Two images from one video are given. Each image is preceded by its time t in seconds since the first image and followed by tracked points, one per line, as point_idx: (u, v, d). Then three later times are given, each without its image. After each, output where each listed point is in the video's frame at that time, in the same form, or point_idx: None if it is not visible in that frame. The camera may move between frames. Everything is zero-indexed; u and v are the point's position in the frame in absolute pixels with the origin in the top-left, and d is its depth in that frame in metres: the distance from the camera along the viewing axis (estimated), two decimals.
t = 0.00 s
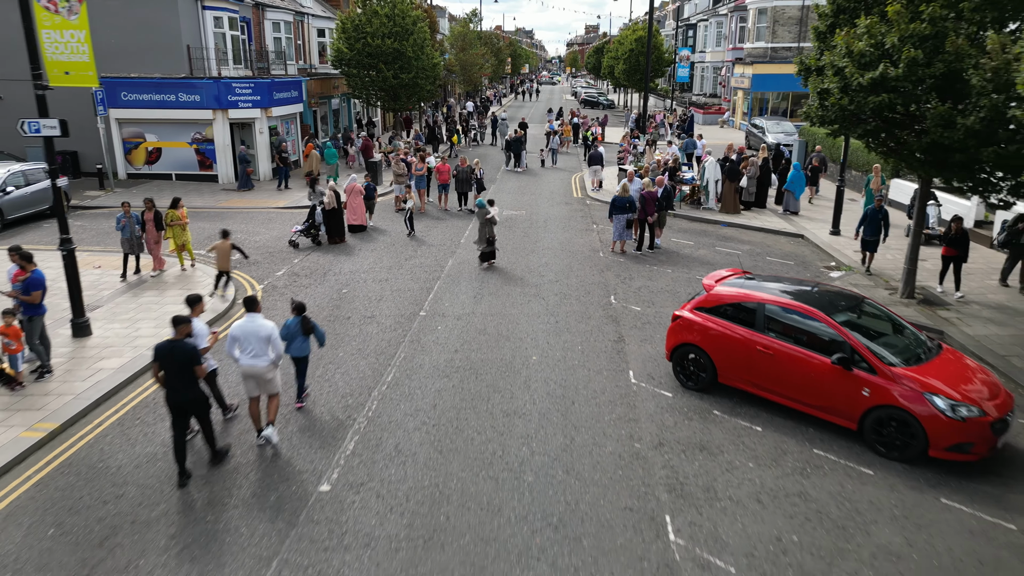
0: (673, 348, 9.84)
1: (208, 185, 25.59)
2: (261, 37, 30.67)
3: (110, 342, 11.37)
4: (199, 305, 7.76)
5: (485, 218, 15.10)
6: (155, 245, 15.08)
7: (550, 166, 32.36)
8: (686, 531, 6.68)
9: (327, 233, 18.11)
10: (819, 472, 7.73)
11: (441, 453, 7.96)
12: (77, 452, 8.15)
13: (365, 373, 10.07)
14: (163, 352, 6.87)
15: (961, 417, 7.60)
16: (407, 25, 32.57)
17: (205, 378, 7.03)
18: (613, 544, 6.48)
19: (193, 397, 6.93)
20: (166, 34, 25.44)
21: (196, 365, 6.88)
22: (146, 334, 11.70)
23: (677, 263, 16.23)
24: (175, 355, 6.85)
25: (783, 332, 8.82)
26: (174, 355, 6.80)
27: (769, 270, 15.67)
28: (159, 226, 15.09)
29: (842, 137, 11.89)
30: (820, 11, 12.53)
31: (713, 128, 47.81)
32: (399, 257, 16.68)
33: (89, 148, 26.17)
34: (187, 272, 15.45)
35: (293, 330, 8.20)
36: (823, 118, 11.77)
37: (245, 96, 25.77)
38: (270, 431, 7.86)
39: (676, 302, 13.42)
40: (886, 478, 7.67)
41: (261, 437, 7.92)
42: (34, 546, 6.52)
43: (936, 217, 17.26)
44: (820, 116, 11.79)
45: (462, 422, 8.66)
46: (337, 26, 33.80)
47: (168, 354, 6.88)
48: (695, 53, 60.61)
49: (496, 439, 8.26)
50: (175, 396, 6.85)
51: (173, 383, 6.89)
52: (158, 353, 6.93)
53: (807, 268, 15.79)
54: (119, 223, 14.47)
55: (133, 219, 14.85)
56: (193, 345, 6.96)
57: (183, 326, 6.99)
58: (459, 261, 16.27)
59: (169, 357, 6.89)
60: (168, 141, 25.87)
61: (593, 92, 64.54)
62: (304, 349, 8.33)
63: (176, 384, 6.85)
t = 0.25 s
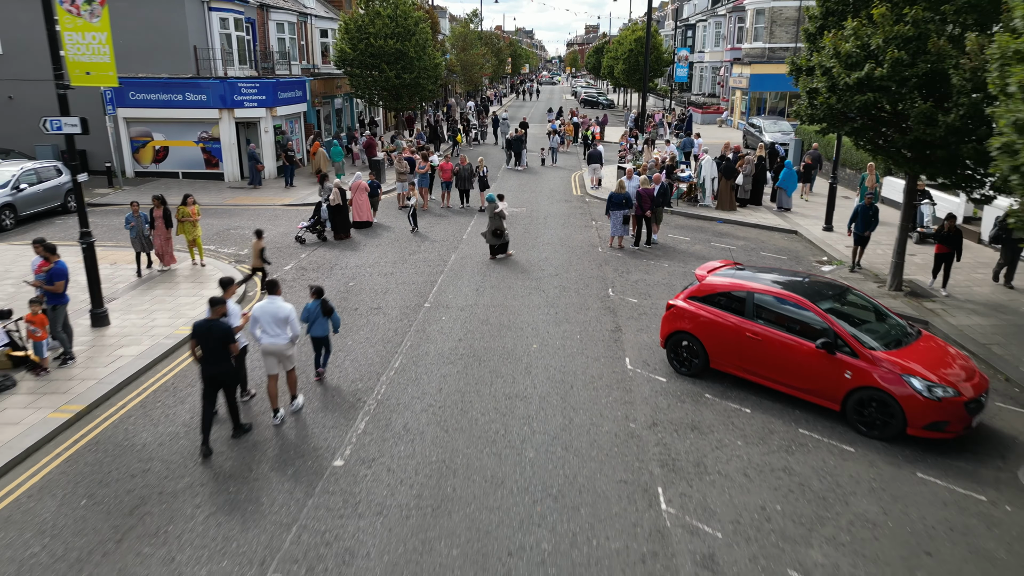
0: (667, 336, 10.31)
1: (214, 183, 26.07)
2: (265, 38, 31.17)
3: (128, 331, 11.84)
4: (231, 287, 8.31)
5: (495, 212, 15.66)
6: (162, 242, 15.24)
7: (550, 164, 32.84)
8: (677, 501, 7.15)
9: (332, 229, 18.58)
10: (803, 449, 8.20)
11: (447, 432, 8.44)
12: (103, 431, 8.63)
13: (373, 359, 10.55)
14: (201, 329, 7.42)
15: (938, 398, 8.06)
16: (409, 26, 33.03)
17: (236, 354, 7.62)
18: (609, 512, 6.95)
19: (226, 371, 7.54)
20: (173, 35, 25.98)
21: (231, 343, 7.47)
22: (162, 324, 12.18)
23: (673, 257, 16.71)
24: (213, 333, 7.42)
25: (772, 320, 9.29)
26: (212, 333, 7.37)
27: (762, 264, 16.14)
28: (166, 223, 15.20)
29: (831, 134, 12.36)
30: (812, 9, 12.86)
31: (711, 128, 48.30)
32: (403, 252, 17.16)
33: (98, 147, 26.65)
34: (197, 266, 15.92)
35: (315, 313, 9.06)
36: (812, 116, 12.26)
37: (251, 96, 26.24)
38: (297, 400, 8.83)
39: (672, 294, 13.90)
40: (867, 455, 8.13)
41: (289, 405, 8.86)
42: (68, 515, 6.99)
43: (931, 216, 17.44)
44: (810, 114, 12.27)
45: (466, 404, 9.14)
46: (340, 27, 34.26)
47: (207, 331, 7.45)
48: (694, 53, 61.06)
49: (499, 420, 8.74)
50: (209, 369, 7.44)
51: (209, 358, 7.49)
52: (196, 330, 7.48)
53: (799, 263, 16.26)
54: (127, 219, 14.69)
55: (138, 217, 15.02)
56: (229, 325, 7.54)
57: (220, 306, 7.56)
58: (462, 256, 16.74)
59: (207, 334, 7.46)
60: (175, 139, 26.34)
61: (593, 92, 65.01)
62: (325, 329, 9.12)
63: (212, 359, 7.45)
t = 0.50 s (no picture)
0: (661, 323, 10.84)
1: (221, 181, 26.61)
2: (270, 38, 31.72)
3: (146, 320, 12.38)
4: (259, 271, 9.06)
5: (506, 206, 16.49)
6: (172, 239, 15.51)
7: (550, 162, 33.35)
8: (667, 472, 7.68)
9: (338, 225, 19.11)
10: (787, 426, 8.74)
11: (453, 410, 8.97)
12: (128, 410, 9.16)
13: (381, 345, 11.08)
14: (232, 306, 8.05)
15: (913, 377, 8.59)
16: (411, 27, 33.58)
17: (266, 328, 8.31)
18: (604, 480, 7.48)
19: (255, 344, 8.20)
20: (181, 35, 26.68)
21: (261, 317, 8.16)
22: (177, 313, 12.72)
23: (669, 251, 17.24)
24: (245, 307, 8.10)
25: (760, 305, 9.82)
26: (244, 309, 8.03)
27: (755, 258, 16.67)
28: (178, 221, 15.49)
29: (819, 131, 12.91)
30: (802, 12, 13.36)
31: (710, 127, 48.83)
32: (407, 247, 17.70)
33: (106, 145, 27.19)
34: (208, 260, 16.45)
35: (337, 294, 9.81)
36: (800, 114, 12.80)
37: (257, 95, 26.69)
38: (314, 376, 9.50)
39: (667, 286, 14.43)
40: (847, 431, 8.66)
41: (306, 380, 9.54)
42: (102, 483, 7.52)
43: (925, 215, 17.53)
44: (798, 112, 12.82)
45: (470, 385, 9.68)
46: (343, 28, 34.80)
47: (238, 307, 8.11)
48: (693, 53, 61.56)
49: (501, 400, 9.27)
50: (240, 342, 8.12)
51: (241, 332, 8.14)
52: (227, 307, 8.13)
53: (791, 257, 16.80)
54: (138, 217, 14.87)
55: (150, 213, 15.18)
56: (259, 302, 8.23)
57: (250, 285, 8.24)
58: (464, 250, 17.29)
59: (238, 310, 8.11)
60: (183, 138, 26.88)
61: (592, 92, 65.50)
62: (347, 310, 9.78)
63: (243, 333, 8.12)
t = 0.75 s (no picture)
0: (655, 312, 11.27)
1: (226, 179, 27.05)
2: (273, 39, 32.19)
3: (158, 310, 12.81)
4: (277, 261, 9.91)
5: (513, 201, 17.12)
6: (180, 237, 15.67)
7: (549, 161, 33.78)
8: (659, 449, 8.12)
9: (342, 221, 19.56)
10: (774, 408, 9.18)
11: (455, 394, 9.41)
12: (146, 394, 9.59)
13: (386, 334, 11.51)
14: (251, 291, 8.66)
15: (892, 361, 9.03)
16: (412, 27, 34.03)
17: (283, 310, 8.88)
18: (599, 457, 7.92)
19: (273, 326, 8.76)
20: (186, 36, 27.15)
21: (279, 300, 8.75)
22: (189, 305, 13.16)
23: (665, 247, 17.68)
24: (264, 290, 8.66)
25: (749, 294, 10.26)
26: (262, 293, 8.61)
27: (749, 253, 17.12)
28: (186, 219, 15.66)
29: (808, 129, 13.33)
30: (792, 13, 13.81)
31: (708, 127, 49.26)
32: (410, 242, 18.15)
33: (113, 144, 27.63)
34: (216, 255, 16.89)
35: (354, 279, 10.49)
36: (791, 112, 13.23)
37: (261, 95, 27.17)
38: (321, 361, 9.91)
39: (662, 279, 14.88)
40: (830, 413, 9.09)
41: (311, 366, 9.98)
42: (124, 459, 7.95)
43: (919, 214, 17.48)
44: (788, 110, 13.25)
45: (472, 371, 10.12)
46: (345, 28, 35.26)
47: (257, 291, 8.68)
48: (692, 53, 61.93)
49: (502, 384, 9.71)
50: (259, 324, 8.65)
51: (260, 316, 8.70)
52: (247, 291, 8.71)
53: (784, 252, 17.24)
54: (149, 214, 14.84)
55: (161, 211, 15.21)
56: (275, 286, 8.80)
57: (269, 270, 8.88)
58: (465, 246, 17.73)
59: (257, 293, 8.68)
60: (188, 137, 27.32)
61: (593, 91, 65.89)
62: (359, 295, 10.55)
63: (262, 315, 8.68)
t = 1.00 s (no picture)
0: (649, 303, 11.73)
1: (231, 177, 27.50)
2: (277, 39, 32.65)
3: (171, 302, 13.26)
4: (295, 245, 10.47)
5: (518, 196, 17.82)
6: (190, 236, 15.66)
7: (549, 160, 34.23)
8: (651, 429, 8.57)
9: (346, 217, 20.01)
10: (762, 392, 9.63)
11: (458, 379, 9.85)
12: (163, 380, 10.04)
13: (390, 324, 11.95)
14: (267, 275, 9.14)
15: (874, 347, 9.46)
16: (414, 28, 34.49)
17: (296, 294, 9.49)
18: (594, 436, 8.38)
19: (288, 309, 9.36)
20: (192, 36, 27.63)
21: (292, 284, 9.31)
22: (199, 297, 13.61)
23: (661, 242, 18.13)
24: (278, 276, 9.23)
25: (740, 285, 10.71)
26: (276, 277, 9.17)
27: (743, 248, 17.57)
28: (195, 218, 15.65)
29: (798, 127, 13.78)
30: (783, 15, 14.26)
31: (707, 126, 49.70)
32: (413, 238, 18.61)
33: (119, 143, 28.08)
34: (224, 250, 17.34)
35: (367, 267, 11.12)
36: (782, 110, 13.68)
37: (265, 94, 27.62)
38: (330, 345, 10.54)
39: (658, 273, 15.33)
40: (815, 397, 9.54)
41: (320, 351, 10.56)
42: (145, 438, 8.41)
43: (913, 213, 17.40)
44: (779, 109, 13.70)
45: (474, 358, 10.57)
46: (348, 29, 35.74)
47: (271, 276, 9.23)
48: (691, 53, 62.36)
49: (503, 371, 10.16)
50: (276, 306, 9.23)
51: (276, 300, 9.30)
52: (262, 276, 9.27)
53: (777, 247, 17.69)
54: (159, 214, 14.83)
55: (170, 211, 15.12)
56: (288, 272, 9.35)
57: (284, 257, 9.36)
58: (467, 241, 18.18)
59: (272, 279, 9.19)
60: (193, 135, 27.77)
61: (592, 91, 66.30)
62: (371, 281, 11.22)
63: (278, 299, 9.28)
